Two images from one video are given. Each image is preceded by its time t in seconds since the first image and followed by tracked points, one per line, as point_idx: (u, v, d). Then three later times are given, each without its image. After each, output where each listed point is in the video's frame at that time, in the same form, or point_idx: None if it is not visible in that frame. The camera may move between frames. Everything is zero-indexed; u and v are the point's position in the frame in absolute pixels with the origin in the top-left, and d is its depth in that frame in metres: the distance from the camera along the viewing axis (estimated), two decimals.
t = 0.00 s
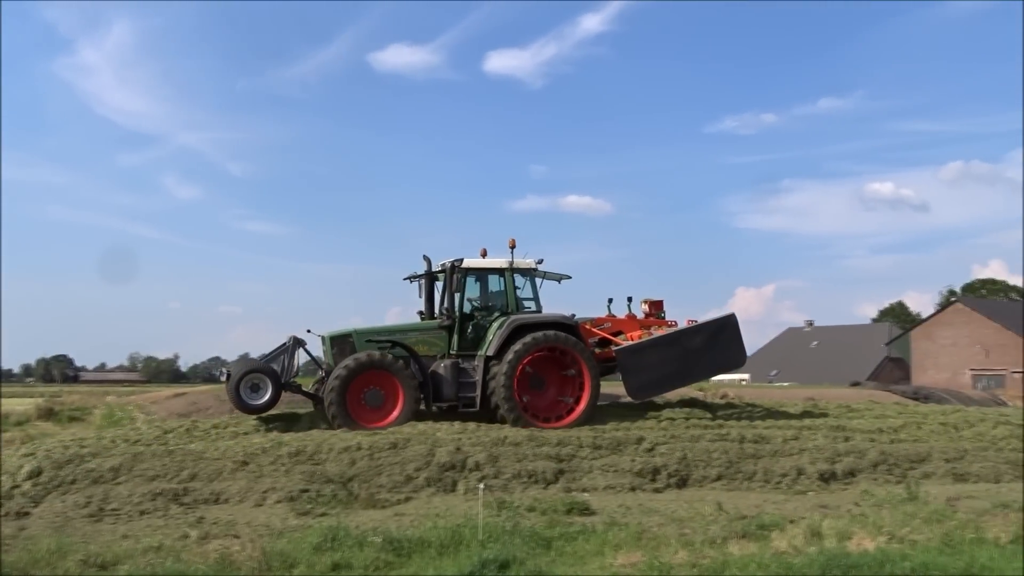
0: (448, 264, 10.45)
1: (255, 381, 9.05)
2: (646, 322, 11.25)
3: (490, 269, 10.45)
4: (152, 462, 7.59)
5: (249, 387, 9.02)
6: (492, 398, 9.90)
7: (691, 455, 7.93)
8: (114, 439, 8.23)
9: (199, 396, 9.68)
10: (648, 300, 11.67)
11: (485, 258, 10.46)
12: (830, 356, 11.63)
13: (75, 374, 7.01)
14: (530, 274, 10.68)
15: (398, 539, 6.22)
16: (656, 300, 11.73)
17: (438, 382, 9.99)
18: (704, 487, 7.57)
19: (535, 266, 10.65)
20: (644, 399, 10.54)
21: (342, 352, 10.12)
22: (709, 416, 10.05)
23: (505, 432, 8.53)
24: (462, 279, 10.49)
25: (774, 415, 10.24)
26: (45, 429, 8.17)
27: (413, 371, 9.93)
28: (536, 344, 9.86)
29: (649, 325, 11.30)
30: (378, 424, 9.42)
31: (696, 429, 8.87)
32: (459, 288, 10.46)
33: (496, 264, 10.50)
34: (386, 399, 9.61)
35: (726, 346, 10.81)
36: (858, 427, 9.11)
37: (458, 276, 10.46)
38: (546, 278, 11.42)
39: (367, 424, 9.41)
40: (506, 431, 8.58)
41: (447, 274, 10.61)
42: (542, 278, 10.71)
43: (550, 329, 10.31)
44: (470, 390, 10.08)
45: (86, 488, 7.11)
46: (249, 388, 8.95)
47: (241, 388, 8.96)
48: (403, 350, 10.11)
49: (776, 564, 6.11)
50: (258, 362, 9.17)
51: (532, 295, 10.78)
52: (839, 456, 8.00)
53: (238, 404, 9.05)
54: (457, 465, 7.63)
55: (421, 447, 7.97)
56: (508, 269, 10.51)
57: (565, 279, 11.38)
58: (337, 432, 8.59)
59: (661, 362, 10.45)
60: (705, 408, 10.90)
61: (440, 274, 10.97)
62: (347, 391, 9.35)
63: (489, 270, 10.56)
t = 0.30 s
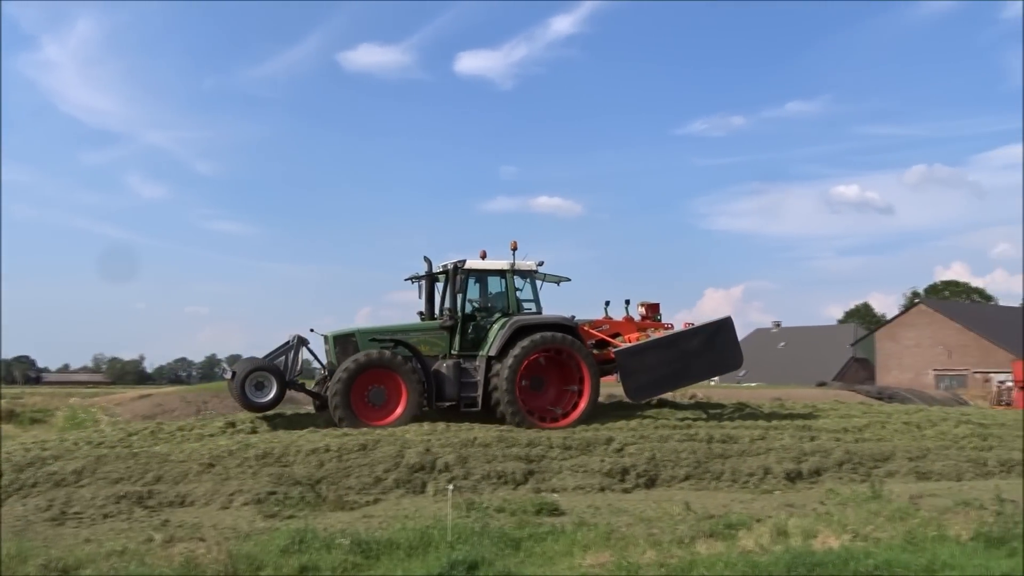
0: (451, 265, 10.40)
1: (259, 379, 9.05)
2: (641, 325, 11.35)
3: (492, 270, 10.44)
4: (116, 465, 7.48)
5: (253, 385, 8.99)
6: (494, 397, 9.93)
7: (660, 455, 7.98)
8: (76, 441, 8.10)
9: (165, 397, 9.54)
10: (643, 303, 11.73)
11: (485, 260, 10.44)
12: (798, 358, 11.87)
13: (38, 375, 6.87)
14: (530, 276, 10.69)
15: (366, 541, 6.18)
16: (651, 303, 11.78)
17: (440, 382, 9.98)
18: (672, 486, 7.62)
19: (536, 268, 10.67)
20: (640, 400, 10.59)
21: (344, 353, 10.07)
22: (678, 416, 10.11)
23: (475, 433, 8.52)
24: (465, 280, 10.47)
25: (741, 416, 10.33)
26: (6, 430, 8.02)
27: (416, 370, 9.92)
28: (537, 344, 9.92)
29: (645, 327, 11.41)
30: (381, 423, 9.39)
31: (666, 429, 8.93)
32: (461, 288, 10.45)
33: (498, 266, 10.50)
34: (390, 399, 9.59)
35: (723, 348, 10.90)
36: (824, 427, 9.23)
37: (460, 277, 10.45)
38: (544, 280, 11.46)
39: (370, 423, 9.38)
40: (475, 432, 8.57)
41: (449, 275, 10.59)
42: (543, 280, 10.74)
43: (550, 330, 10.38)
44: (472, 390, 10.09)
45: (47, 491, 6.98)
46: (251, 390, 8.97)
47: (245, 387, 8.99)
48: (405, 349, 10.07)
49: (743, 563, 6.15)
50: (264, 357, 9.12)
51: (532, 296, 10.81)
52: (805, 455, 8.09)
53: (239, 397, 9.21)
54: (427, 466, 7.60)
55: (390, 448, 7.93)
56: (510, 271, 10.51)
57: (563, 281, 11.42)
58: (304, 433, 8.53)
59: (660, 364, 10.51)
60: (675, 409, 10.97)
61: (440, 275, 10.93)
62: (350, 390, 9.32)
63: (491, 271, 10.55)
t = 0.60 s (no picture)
0: (454, 266, 10.37)
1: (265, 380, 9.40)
2: (639, 327, 11.45)
3: (495, 272, 10.47)
4: (84, 467, 7.38)
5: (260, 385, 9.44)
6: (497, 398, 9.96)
7: (633, 456, 8.01)
8: (44, 443, 7.97)
9: (135, 398, 9.35)
10: (641, 307, 11.79)
11: (487, 261, 10.47)
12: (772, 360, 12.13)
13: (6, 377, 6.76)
14: (531, 278, 10.76)
15: (338, 543, 6.15)
16: (649, 306, 11.84)
17: (443, 381, 10.00)
18: (645, 487, 7.66)
19: (539, 271, 10.75)
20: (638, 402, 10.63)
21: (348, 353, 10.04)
22: (651, 417, 10.16)
23: (449, 434, 8.50)
24: (468, 281, 10.43)
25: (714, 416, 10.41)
26: None
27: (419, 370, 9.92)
28: (540, 345, 9.97)
29: (643, 329, 11.48)
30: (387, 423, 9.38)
31: (639, 429, 8.97)
32: (465, 289, 10.42)
33: (500, 268, 10.53)
34: (395, 398, 9.56)
35: (720, 350, 10.98)
36: (795, 427, 9.32)
37: (463, 278, 10.43)
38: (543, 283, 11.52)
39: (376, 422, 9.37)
40: (449, 433, 8.55)
41: (452, 276, 10.55)
42: (544, 283, 10.81)
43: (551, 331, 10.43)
44: (474, 390, 10.12)
45: (14, 494, 6.87)
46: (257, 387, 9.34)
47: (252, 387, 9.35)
48: (409, 350, 10.06)
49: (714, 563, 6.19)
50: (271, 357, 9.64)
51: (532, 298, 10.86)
52: (776, 455, 8.17)
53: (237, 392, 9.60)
54: (400, 467, 7.58)
55: (364, 449, 7.89)
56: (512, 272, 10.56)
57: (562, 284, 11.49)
58: (275, 435, 8.47)
59: (659, 366, 10.56)
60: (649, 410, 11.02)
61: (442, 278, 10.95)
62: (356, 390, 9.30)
63: (493, 273, 10.57)
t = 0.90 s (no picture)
0: (459, 269, 10.46)
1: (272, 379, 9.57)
2: (637, 330, 11.56)
3: (498, 276, 10.57)
4: (49, 471, 7.26)
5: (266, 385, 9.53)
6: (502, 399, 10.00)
7: (605, 456, 8.04)
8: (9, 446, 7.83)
9: (101, 401, 9.18)
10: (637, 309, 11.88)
11: (491, 265, 10.57)
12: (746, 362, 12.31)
13: None
14: (535, 282, 10.86)
15: (309, 546, 6.11)
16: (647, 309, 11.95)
17: (448, 383, 10.02)
18: (617, 488, 7.69)
19: (540, 274, 10.87)
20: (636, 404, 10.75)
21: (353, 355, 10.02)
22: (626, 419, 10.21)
23: (421, 435, 8.48)
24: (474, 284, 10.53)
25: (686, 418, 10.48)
26: None
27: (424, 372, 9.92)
28: (545, 346, 10.10)
29: (639, 331, 11.54)
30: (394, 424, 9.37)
31: (612, 430, 9.00)
32: (470, 292, 10.49)
33: (503, 271, 10.63)
34: (402, 400, 9.56)
35: (717, 354, 11.16)
36: (765, 427, 9.41)
37: (468, 281, 10.50)
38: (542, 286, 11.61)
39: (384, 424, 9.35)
40: (421, 434, 8.53)
41: (456, 278, 10.62)
42: (546, 286, 10.92)
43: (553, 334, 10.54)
44: (479, 392, 10.16)
45: None
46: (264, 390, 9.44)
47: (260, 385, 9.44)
48: (414, 352, 10.04)
49: (684, 563, 6.23)
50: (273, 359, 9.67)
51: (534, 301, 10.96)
52: (747, 455, 8.24)
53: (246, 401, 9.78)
54: (372, 469, 7.54)
55: (335, 451, 7.85)
56: (515, 276, 10.65)
57: (562, 287, 11.60)
58: (244, 437, 8.40)
59: (659, 368, 10.69)
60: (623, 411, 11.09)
61: (444, 282, 11.02)
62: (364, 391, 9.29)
63: (497, 276, 10.66)
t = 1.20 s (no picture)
0: (464, 271, 10.47)
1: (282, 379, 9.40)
2: (636, 331, 11.66)
3: (501, 278, 10.60)
4: (19, 474, 7.15)
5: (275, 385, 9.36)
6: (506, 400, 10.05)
7: (581, 458, 8.06)
8: None
9: (74, 403, 8.97)
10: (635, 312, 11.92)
11: (495, 267, 10.61)
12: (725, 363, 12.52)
13: None
14: (537, 284, 10.91)
15: (284, 548, 6.06)
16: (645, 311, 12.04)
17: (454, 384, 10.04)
18: (593, 488, 7.72)
19: (541, 276, 10.87)
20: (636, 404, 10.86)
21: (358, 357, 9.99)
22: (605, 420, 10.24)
23: (398, 437, 8.46)
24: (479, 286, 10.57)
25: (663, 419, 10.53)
26: None
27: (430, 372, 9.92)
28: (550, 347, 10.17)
29: (637, 332, 11.63)
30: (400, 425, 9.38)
31: (589, 431, 9.02)
32: (474, 295, 10.53)
33: (505, 273, 10.68)
34: (408, 401, 9.56)
35: (715, 355, 11.29)
36: (740, 427, 9.49)
37: (473, 284, 10.53)
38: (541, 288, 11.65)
39: (390, 425, 9.36)
40: (398, 436, 8.51)
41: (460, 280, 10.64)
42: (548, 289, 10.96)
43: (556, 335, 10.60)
44: (483, 392, 10.20)
45: None
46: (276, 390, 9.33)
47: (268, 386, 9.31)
48: (419, 353, 10.05)
49: (660, 563, 6.25)
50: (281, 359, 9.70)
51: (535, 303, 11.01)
52: (722, 455, 8.30)
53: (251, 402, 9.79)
54: (348, 471, 7.51)
55: (310, 453, 7.80)
56: (518, 278, 10.69)
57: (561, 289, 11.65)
58: (218, 439, 8.32)
59: (658, 369, 10.83)
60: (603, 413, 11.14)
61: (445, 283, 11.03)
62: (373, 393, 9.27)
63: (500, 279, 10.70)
